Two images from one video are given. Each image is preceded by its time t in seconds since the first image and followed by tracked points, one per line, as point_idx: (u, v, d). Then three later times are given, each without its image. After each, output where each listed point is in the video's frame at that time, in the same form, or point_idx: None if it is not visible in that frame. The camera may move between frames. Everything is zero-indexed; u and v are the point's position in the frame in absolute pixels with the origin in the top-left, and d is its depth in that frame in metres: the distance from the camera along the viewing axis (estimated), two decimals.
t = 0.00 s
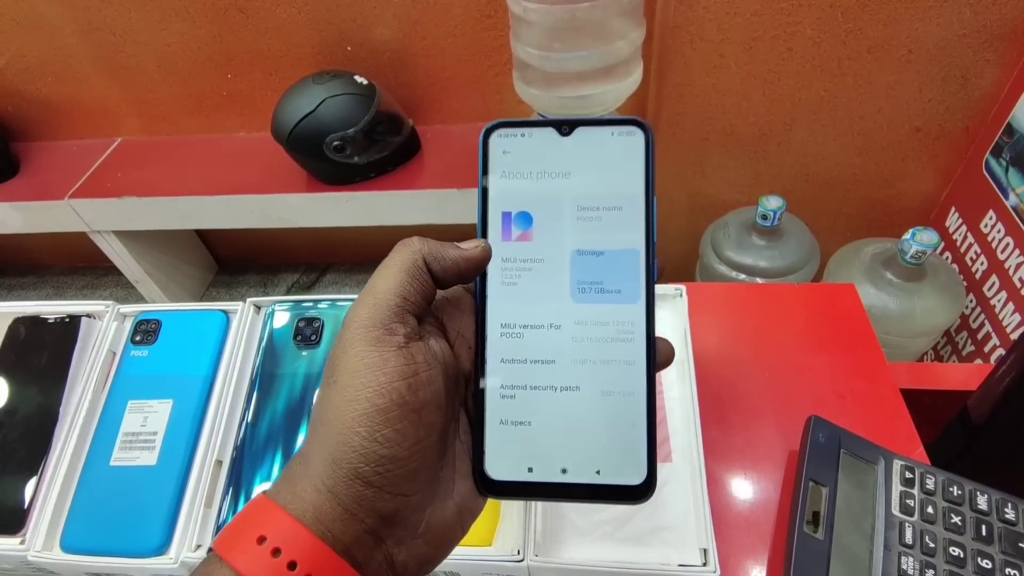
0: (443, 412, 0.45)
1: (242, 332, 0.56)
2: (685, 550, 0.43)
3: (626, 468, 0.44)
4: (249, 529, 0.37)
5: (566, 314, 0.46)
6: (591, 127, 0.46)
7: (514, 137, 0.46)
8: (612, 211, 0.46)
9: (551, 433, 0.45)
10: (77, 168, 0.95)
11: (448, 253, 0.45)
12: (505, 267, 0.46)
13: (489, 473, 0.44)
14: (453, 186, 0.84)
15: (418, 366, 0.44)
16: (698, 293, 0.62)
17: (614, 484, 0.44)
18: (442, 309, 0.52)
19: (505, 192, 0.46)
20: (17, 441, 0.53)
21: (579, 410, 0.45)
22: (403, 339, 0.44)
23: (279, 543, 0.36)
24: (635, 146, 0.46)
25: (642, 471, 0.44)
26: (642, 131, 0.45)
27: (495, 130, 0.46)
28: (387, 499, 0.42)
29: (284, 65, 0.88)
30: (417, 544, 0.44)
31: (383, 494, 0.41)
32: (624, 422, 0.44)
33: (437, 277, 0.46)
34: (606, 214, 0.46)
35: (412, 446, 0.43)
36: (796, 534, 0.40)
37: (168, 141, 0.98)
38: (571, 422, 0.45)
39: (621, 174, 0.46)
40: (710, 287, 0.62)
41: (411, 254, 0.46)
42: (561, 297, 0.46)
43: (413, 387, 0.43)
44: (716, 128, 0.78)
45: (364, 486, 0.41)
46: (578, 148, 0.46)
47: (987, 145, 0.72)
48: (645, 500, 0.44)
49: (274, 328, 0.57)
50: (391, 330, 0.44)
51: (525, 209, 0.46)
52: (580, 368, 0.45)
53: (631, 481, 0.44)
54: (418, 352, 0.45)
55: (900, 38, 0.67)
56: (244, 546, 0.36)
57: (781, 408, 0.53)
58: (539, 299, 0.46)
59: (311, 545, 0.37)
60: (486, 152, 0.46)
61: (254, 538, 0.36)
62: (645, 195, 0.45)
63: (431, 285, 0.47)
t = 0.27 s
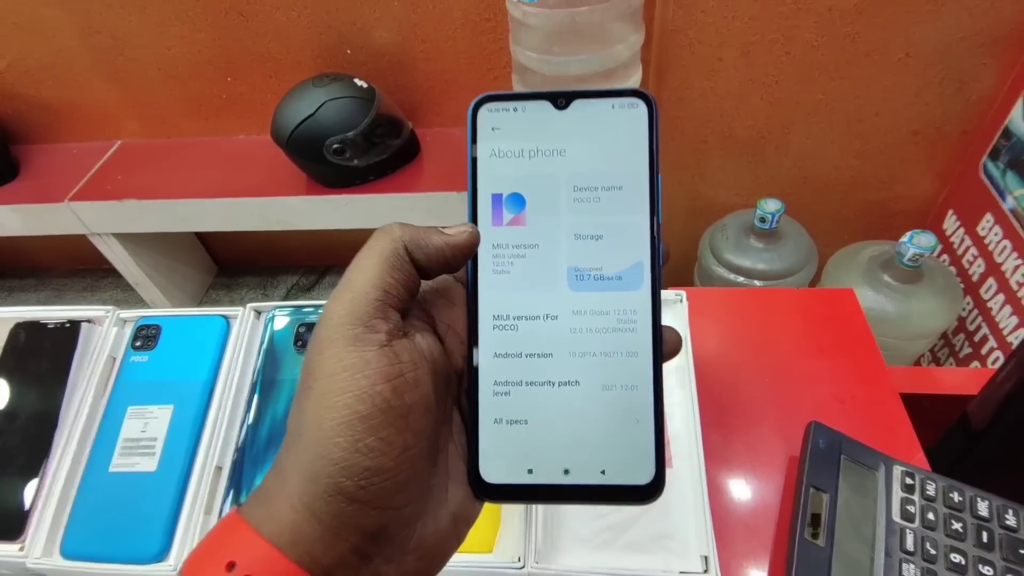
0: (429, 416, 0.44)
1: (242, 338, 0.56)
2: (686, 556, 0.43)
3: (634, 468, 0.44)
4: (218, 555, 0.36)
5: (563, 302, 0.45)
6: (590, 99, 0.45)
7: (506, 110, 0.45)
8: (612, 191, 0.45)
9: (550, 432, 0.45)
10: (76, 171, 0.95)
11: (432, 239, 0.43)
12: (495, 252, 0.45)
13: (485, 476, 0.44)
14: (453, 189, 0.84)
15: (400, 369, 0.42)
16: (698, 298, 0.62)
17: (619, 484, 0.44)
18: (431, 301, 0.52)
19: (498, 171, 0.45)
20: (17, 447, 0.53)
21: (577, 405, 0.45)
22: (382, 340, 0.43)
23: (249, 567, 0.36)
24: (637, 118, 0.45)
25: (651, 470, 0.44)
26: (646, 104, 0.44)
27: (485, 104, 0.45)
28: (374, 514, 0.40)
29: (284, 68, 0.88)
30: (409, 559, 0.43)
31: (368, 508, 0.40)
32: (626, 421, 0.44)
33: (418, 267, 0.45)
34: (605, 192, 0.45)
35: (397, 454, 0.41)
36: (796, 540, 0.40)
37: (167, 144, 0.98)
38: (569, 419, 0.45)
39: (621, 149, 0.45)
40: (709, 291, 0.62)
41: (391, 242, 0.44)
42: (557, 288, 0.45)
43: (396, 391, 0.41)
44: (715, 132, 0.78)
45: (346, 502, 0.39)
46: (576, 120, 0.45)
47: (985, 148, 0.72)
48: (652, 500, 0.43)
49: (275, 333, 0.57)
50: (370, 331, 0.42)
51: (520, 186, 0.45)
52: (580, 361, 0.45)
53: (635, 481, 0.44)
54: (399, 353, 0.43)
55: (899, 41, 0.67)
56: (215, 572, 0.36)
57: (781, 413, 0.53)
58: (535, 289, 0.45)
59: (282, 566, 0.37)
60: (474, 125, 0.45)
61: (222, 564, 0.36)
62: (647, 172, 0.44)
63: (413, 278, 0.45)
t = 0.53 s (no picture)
0: (421, 420, 0.43)
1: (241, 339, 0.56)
2: (687, 558, 0.43)
3: (638, 468, 0.44)
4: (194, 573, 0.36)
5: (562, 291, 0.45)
6: (591, 76, 0.45)
7: (501, 88, 0.45)
8: (612, 176, 0.45)
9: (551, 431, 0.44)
10: (75, 172, 0.95)
11: (422, 228, 0.44)
12: (491, 241, 0.45)
13: (480, 479, 0.44)
14: (452, 190, 0.84)
15: (387, 373, 0.42)
16: (699, 299, 0.61)
17: (622, 486, 0.44)
18: (420, 295, 0.51)
19: (493, 153, 0.45)
20: (15, 449, 0.53)
21: (576, 402, 0.45)
22: (367, 343, 0.42)
23: None
24: (638, 96, 0.45)
25: (655, 472, 0.44)
26: (649, 83, 0.44)
27: (478, 80, 0.44)
28: (363, 527, 0.40)
29: (283, 68, 0.88)
30: (401, 571, 0.43)
31: (356, 521, 0.39)
32: (629, 420, 0.44)
33: (404, 258, 0.45)
34: (605, 177, 0.45)
35: (385, 462, 0.40)
36: (798, 542, 0.40)
37: (166, 144, 0.98)
38: (569, 417, 0.45)
39: (621, 130, 0.45)
40: (710, 292, 0.62)
41: (375, 231, 0.44)
42: (555, 280, 0.45)
43: (383, 396, 0.41)
44: (716, 132, 0.78)
45: (332, 517, 0.38)
46: (575, 99, 0.45)
47: (985, 149, 0.72)
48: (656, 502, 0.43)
49: (274, 333, 0.57)
50: (354, 333, 0.42)
51: (516, 172, 0.45)
52: (580, 355, 0.45)
53: (639, 483, 0.44)
54: (385, 355, 0.42)
55: (899, 42, 0.67)
56: None
57: (782, 414, 0.52)
58: (532, 281, 0.45)
59: None
60: (467, 103, 0.44)
61: None
62: (650, 154, 0.44)
63: (398, 272, 0.45)
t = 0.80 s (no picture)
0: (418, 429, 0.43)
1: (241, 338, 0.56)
2: (687, 558, 0.43)
3: (641, 476, 0.44)
4: None
5: (565, 296, 0.45)
6: (595, 78, 0.45)
7: (504, 89, 0.45)
8: (616, 178, 0.45)
9: (554, 435, 0.44)
10: (74, 171, 0.95)
11: (436, 265, 0.43)
12: (494, 243, 0.45)
13: (483, 485, 0.44)
14: (452, 189, 0.84)
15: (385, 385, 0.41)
16: (699, 298, 0.61)
17: (626, 492, 0.43)
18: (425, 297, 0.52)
19: (496, 153, 0.45)
20: (14, 448, 0.53)
21: (579, 406, 0.45)
22: (367, 353, 0.41)
23: None
24: (643, 95, 0.45)
25: (660, 478, 0.43)
26: (654, 84, 0.44)
27: (481, 81, 0.44)
28: (354, 538, 0.39)
29: (283, 67, 0.87)
30: None
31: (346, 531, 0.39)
32: (632, 425, 0.44)
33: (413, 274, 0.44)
34: (608, 180, 0.45)
35: (377, 473, 0.40)
36: (798, 541, 0.40)
37: (166, 143, 0.98)
38: (572, 421, 0.45)
39: (625, 130, 0.45)
40: (710, 292, 0.62)
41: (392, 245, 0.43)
42: (559, 284, 0.45)
43: (380, 409, 0.41)
44: (716, 132, 0.78)
45: (323, 526, 0.38)
46: (579, 99, 0.45)
47: (985, 148, 0.72)
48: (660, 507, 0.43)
49: (273, 333, 0.57)
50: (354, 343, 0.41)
51: (518, 173, 0.45)
52: (583, 359, 0.45)
53: (645, 489, 0.44)
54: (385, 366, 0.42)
55: (900, 41, 0.67)
56: None
57: (782, 414, 0.52)
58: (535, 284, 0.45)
59: None
60: (469, 103, 0.44)
61: None
62: (654, 155, 0.44)
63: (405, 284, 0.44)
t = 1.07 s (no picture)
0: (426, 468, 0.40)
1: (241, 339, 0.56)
2: (688, 558, 0.43)
3: (654, 468, 0.42)
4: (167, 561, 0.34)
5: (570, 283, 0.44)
6: (592, 67, 0.45)
7: (501, 81, 0.45)
8: (618, 164, 0.45)
9: (561, 428, 0.44)
10: (73, 171, 0.95)
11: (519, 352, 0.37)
12: (495, 233, 0.45)
13: (488, 483, 0.42)
14: (452, 190, 0.84)
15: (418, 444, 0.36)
16: (699, 298, 0.61)
17: (638, 485, 0.42)
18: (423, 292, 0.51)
19: (495, 143, 0.45)
20: (13, 449, 0.53)
21: (586, 396, 0.44)
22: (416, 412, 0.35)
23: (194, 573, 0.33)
24: (641, 83, 0.45)
25: (673, 470, 0.42)
26: (652, 71, 0.45)
27: (479, 74, 0.45)
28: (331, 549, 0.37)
29: (283, 67, 0.87)
30: None
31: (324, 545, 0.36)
32: (643, 414, 0.43)
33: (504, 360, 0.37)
34: (610, 166, 0.45)
35: (371, 508, 0.37)
36: (799, 541, 0.40)
37: (165, 143, 0.97)
38: (579, 414, 0.44)
39: (625, 119, 0.45)
40: (710, 291, 0.62)
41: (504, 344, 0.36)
42: (564, 271, 0.44)
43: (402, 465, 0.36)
44: (716, 131, 0.78)
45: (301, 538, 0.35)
46: (579, 89, 0.45)
47: (986, 148, 0.72)
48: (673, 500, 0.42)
49: (273, 333, 0.57)
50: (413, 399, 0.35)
51: (518, 161, 0.45)
52: (589, 348, 0.44)
53: (659, 480, 0.42)
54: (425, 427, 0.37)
55: (901, 40, 0.67)
56: None
57: (783, 414, 0.52)
58: (539, 274, 0.44)
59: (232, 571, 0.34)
60: (468, 97, 0.45)
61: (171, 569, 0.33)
62: (654, 142, 0.45)
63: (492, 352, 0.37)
